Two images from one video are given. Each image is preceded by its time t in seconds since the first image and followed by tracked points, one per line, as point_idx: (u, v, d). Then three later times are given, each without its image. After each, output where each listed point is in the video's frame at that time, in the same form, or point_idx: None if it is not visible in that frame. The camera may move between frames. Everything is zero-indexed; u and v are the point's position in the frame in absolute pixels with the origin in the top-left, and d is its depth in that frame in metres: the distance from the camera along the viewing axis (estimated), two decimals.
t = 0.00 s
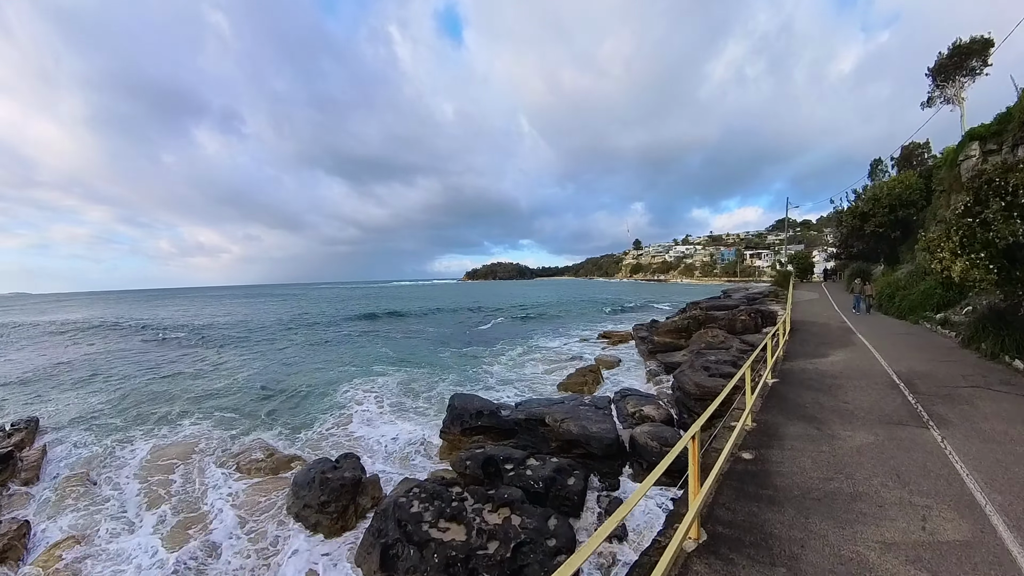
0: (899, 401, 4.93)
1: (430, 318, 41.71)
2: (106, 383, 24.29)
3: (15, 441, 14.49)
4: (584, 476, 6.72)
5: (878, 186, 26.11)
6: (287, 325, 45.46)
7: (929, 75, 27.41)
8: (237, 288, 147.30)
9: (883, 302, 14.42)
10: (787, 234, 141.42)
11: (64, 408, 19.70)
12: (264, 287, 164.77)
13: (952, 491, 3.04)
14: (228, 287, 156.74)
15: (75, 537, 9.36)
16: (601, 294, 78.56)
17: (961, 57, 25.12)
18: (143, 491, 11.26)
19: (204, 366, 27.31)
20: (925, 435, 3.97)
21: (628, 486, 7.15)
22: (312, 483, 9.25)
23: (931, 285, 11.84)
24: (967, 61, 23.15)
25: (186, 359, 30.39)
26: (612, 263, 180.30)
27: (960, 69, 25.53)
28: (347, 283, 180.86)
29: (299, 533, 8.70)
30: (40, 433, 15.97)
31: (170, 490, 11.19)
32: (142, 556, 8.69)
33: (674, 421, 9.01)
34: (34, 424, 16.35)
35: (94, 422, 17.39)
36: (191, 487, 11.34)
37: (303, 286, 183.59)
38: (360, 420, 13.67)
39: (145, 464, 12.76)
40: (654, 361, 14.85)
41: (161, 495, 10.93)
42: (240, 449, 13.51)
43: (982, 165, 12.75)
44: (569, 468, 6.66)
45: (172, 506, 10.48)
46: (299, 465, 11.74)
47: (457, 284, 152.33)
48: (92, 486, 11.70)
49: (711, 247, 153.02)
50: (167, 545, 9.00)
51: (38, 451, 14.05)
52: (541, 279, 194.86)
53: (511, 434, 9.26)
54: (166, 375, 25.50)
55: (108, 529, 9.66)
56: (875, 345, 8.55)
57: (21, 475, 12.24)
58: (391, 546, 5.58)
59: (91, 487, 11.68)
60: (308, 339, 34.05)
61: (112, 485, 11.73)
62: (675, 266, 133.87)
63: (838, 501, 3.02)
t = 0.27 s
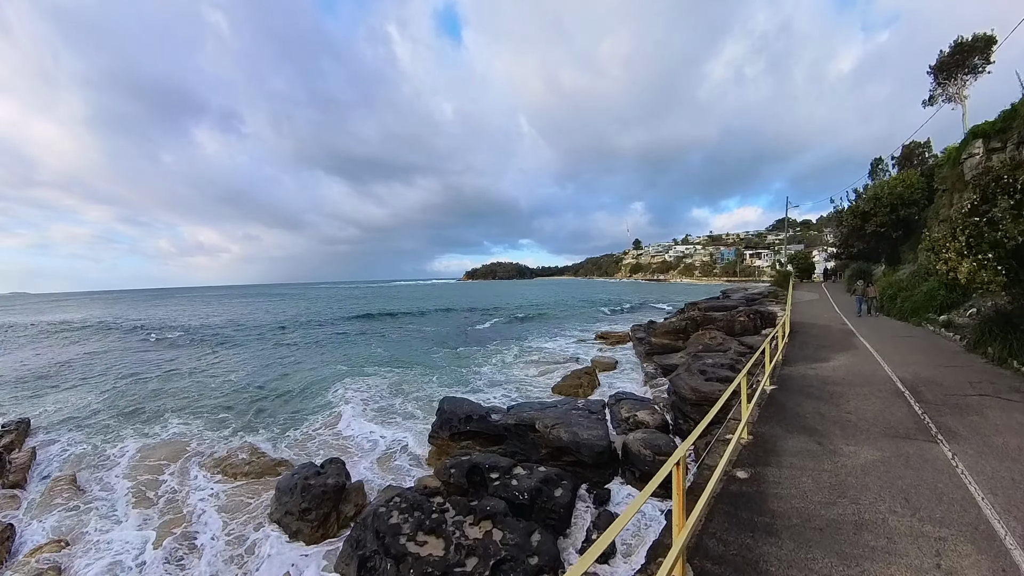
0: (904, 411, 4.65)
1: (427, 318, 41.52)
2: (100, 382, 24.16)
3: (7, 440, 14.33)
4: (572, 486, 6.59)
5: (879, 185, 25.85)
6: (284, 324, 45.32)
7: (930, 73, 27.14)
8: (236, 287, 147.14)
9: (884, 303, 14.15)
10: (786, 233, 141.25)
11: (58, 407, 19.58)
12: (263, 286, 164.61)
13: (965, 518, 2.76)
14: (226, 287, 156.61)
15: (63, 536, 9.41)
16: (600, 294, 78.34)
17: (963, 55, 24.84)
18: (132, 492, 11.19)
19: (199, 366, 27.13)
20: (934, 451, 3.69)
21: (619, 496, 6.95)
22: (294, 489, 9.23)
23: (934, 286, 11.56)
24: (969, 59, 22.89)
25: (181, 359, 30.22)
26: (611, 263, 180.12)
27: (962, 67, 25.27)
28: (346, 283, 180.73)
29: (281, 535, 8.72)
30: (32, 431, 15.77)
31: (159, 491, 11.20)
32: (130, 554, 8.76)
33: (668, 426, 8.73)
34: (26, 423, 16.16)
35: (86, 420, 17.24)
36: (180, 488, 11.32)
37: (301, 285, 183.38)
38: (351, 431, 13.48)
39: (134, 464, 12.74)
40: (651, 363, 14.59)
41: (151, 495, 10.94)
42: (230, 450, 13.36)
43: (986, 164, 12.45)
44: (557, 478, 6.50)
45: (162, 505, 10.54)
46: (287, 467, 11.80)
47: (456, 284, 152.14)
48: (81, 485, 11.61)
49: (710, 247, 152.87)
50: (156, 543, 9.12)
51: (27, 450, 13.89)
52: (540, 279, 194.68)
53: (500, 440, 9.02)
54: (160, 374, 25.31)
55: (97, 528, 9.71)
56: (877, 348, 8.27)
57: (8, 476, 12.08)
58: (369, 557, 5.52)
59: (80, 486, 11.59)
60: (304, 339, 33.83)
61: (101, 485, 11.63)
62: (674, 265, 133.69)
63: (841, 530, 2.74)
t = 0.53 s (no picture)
0: (907, 420, 4.33)
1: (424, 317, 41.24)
2: (91, 381, 23.87)
3: None
4: (555, 495, 6.31)
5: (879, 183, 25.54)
6: (280, 324, 45.04)
7: (931, 70, 26.83)
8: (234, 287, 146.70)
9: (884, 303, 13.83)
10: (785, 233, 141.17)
11: (48, 406, 19.32)
12: (261, 286, 164.19)
13: (978, 548, 2.44)
14: (225, 287, 156.17)
15: (48, 531, 9.50)
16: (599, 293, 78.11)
17: (965, 51, 24.53)
18: (119, 490, 11.14)
19: (191, 365, 26.84)
20: (942, 466, 3.37)
21: (603, 506, 6.72)
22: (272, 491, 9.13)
23: (936, 286, 11.25)
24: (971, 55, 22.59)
25: (174, 358, 29.90)
26: (610, 262, 179.87)
27: (963, 64, 24.96)
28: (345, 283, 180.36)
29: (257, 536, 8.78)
30: (23, 428, 15.49)
31: (146, 488, 11.20)
32: (111, 550, 8.84)
33: (660, 430, 8.45)
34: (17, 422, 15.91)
35: (75, 418, 17.03)
36: (167, 485, 11.31)
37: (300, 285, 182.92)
38: (340, 435, 13.26)
39: (120, 461, 12.70)
40: (646, 364, 14.31)
41: (138, 493, 10.95)
42: (219, 450, 13.21)
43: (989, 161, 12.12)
44: (539, 486, 6.23)
45: (147, 502, 10.58)
46: (273, 469, 11.54)
47: (455, 284, 151.82)
48: (67, 483, 11.55)
49: (709, 246, 152.77)
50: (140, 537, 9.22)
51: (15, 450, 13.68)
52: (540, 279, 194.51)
53: (485, 443, 8.74)
54: (151, 374, 25.01)
55: (81, 523, 9.77)
56: (877, 350, 7.96)
57: None
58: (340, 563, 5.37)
59: (67, 484, 11.53)
60: (299, 339, 33.56)
61: (89, 483, 11.57)
62: (674, 265, 133.53)
63: (838, 562, 2.43)
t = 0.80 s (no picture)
0: (910, 433, 4.04)
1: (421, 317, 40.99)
2: (83, 380, 23.66)
3: None
4: (538, 506, 6.05)
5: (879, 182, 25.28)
6: (276, 324, 44.79)
7: (932, 68, 26.53)
8: (232, 286, 146.34)
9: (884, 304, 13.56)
10: (785, 233, 140.92)
11: (37, 405, 19.12)
12: (260, 286, 163.89)
13: None
14: (223, 287, 155.81)
15: (37, 524, 9.57)
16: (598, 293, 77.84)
17: (966, 49, 24.24)
18: (109, 487, 11.11)
19: (185, 365, 26.60)
20: (950, 488, 3.08)
21: (588, 519, 6.49)
22: (251, 497, 8.88)
23: (938, 287, 10.96)
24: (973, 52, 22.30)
25: (168, 357, 29.67)
26: (610, 262, 179.58)
27: (965, 61, 24.67)
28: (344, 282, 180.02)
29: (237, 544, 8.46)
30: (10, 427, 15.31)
31: (137, 484, 11.21)
32: (99, 543, 8.91)
33: (653, 436, 8.16)
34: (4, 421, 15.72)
35: (64, 418, 16.85)
36: (158, 481, 11.33)
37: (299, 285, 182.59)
38: (329, 438, 13.03)
39: (109, 460, 12.61)
40: (641, 365, 14.05)
41: (129, 488, 10.96)
42: (209, 449, 13.08)
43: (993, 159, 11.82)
44: (521, 496, 5.99)
45: (136, 496, 10.61)
46: (259, 472, 11.25)
47: (454, 283, 151.53)
48: (58, 480, 11.52)
49: (709, 246, 152.51)
50: (130, 532, 9.27)
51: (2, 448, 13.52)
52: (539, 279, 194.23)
53: (471, 449, 8.45)
54: (143, 373, 24.78)
55: (70, 517, 9.83)
56: (878, 354, 7.68)
57: None
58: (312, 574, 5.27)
59: (58, 481, 11.49)
60: (294, 339, 33.32)
61: (79, 480, 11.53)
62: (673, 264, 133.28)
63: None
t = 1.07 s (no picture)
0: (919, 447, 3.72)
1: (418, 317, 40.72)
2: (75, 380, 23.45)
3: None
4: (520, 518, 5.79)
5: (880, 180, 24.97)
6: (273, 323, 44.58)
7: (934, 65, 26.21)
8: (231, 286, 146.04)
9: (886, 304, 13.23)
10: (785, 232, 140.61)
11: (26, 404, 18.91)
12: (259, 286, 163.64)
13: None
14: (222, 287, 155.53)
15: (25, 518, 9.55)
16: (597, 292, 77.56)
17: (969, 45, 23.91)
18: (98, 483, 10.98)
19: (179, 364, 26.37)
20: (966, 513, 2.75)
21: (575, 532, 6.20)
22: (228, 502, 8.56)
23: (942, 287, 10.64)
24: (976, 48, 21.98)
25: (163, 357, 29.45)
26: (609, 262, 179.27)
27: (967, 58, 24.35)
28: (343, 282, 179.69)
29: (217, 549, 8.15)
30: None
31: (127, 480, 11.14)
32: (87, 537, 8.91)
33: (646, 442, 7.84)
34: None
35: (53, 416, 16.65)
36: (145, 478, 11.19)
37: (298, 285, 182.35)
38: (316, 439, 12.68)
39: (97, 457, 12.46)
40: (637, 367, 13.75)
41: (118, 483, 10.86)
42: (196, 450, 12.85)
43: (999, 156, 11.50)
44: (502, 507, 5.74)
45: (124, 491, 10.56)
46: (242, 474, 10.88)
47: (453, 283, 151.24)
48: (45, 476, 11.38)
49: (709, 246, 152.23)
50: (115, 528, 9.19)
51: None
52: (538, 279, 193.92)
53: (457, 454, 8.13)
54: (136, 373, 24.57)
55: (59, 511, 9.82)
56: (881, 358, 7.35)
57: None
58: None
59: (45, 478, 11.33)
60: (290, 338, 33.06)
61: (67, 476, 11.38)
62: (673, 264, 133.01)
63: None
